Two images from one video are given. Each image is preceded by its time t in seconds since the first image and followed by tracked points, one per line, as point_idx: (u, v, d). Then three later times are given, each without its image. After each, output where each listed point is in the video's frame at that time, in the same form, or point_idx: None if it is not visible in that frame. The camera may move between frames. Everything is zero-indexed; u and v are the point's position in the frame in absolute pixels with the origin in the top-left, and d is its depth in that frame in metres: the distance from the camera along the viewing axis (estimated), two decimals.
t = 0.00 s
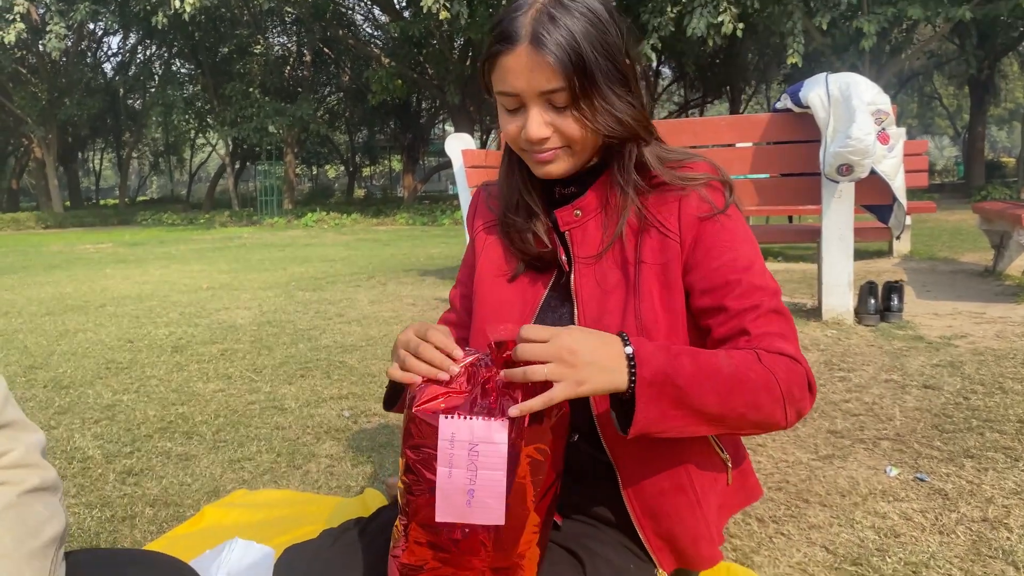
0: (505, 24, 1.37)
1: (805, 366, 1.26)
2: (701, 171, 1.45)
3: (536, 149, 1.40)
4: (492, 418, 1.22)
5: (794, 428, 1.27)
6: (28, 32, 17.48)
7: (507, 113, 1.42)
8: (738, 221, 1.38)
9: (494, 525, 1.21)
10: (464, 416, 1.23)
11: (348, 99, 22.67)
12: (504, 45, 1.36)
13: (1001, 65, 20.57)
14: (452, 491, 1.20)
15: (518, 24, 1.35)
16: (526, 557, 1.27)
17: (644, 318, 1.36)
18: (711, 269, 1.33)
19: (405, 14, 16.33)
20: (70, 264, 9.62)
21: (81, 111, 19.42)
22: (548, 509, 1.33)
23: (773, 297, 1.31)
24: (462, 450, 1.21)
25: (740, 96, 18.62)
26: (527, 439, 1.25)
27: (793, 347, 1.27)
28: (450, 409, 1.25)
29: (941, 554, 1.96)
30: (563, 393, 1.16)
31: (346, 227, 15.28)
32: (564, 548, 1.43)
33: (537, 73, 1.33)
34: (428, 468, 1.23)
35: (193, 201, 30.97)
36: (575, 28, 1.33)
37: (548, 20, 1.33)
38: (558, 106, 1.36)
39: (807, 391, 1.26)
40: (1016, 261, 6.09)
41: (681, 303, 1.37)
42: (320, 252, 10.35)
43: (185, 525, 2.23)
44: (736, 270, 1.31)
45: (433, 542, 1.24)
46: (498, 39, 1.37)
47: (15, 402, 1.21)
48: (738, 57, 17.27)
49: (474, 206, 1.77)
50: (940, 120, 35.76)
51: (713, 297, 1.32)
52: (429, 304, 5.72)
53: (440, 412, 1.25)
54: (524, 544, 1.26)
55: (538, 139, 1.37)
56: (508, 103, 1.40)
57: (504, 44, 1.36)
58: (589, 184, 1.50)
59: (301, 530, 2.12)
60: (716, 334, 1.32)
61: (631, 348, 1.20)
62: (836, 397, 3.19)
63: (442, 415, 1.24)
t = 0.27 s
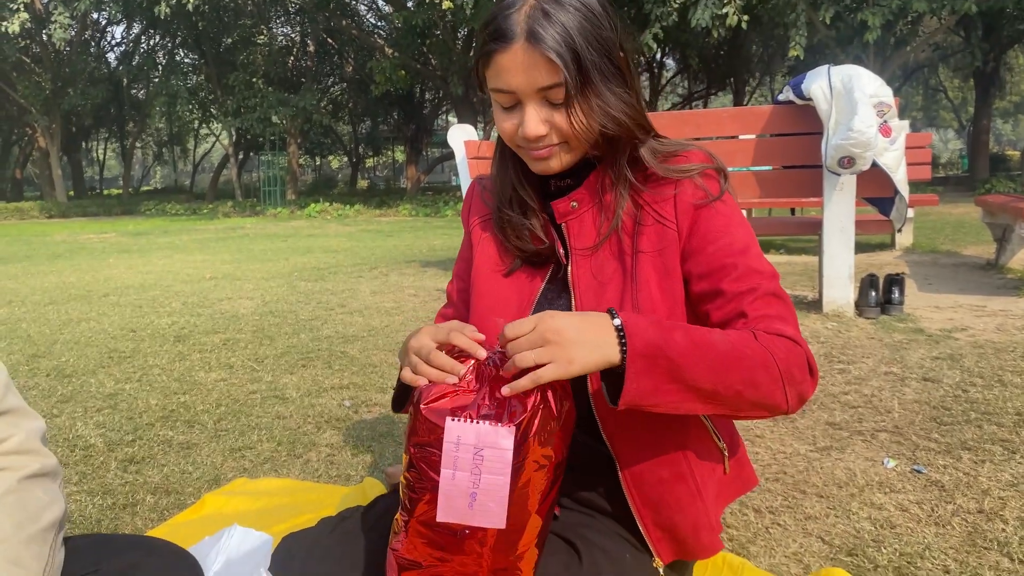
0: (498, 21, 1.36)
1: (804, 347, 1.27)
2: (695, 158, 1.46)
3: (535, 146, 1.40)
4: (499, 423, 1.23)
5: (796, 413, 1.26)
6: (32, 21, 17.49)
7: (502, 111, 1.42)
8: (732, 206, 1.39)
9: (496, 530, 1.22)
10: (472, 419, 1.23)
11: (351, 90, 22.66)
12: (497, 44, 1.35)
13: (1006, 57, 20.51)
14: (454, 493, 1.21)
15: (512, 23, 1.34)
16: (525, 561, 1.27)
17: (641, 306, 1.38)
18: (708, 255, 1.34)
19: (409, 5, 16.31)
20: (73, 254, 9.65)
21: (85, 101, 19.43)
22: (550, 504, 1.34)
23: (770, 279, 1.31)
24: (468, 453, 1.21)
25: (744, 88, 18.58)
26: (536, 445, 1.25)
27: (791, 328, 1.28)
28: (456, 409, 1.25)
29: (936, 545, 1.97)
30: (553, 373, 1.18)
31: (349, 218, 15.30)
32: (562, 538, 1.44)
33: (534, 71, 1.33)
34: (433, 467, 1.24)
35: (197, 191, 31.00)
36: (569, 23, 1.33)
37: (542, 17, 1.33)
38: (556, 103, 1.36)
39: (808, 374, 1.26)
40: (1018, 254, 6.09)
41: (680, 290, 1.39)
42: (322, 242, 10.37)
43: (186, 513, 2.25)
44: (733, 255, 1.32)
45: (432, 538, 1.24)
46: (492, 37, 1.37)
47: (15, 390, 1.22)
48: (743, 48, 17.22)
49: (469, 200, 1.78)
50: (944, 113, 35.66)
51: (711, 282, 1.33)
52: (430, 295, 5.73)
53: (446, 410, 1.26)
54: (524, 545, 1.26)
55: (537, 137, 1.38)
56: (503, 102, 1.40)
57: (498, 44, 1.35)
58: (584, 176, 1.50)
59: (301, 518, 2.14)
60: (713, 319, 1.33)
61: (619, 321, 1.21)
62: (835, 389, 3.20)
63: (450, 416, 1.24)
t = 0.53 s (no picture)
0: (504, 16, 1.36)
1: (804, 338, 1.27)
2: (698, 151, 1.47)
3: (539, 141, 1.41)
4: (504, 412, 1.24)
5: (796, 404, 1.27)
6: (36, 15, 17.49)
7: (508, 106, 1.43)
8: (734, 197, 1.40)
9: (500, 518, 1.23)
10: (478, 408, 1.24)
11: (354, 84, 22.65)
12: (503, 38, 1.36)
13: (1011, 52, 20.42)
14: (460, 481, 1.22)
15: (517, 17, 1.35)
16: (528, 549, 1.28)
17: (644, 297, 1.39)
18: (708, 246, 1.35)
19: None
20: (77, 247, 9.65)
21: (88, 95, 19.41)
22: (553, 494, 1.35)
23: (770, 271, 1.32)
24: (473, 441, 1.22)
25: (748, 82, 18.52)
26: (541, 433, 1.26)
27: (789, 319, 1.29)
28: (461, 399, 1.26)
29: (937, 535, 1.98)
30: (539, 361, 1.19)
31: (352, 212, 15.30)
32: (566, 525, 1.45)
33: (539, 67, 1.33)
34: (439, 456, 1.25)
35: (200, 185, 31.01)
36: (574, 18, 1.34)
37: (549, 12, 1.33)
38: (562, 98, 1.36)
39: (808, 365, 1.27)
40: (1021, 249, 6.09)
41: (682, 283, 1.40)
42: (325, 237, 10.37)
43: (191, 502, 2.26)
44: (732, 246, 1.33)
45: (437, 525, 1.25)
46: (497, 33, 1.37)
47: (25, 375, 1.24)
48: (747, 43, 17.17)
49: (474, 189, 1.79)
50: (948, 109, 35.57)
51: (711, 274, 1.35)
52: (434, 289, 5.74)
53: (452, 400, 1.27)
54: (528, 533, 1.27)
55: (543, 133, 1.38)
56: (509, 98, 1.41)
57: (503, 40, 1.36)
58: (587, 167, 1.51)
59: (306, 507, 2.15)
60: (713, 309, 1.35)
61: (610, 307, 1.22)
62: (838, 382, 3.21)
63: (456, 404, 1.25)
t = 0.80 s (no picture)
0: (508, 24, 1.39)
1: (800, 346, 1.29)
2: (697, 158, 1.48)
3: (541, 148, 1.44)
4: (503, 415, 1.26)
5: (791, 410, 1.29)
6: (40, 18, 17.57)
7: (510, 112, 1.45)
8: (733, 206, 1.42)
9: (498, 519, 1.25)
10: (479, 411, 1.26)
11: (357, 87, 22.72)
12: (506, 46, 1.38)
13: (1012, 55, 20.44)
14: (459, 482, 1.25)
15: (521, 25, 1.37)
16: (526, 551, 1.30)
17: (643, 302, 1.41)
18: (707, 253, 1.37)
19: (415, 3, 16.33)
20: (81, 249, 9.71)
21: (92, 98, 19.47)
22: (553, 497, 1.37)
23: (768, 279, 1.34)
24: (473, 443, 1.24)
25: (749, 86, 18.57)
26: (539, 436, 1.28)
27: (786, 327, 1.31)
28: (462, 401, 1.28)
29: (933, 538, 2.00)
30: (542, 362, 1.21)
31: (354, 215, 15.35)
32: (564, 529, 1.47)
33: (542, 75, 1.36)
34: (440, 457, 1.27)
35: (203, 187, 31.09)
36: (578, 26, 1.36)
37: (552, 19, 1.35)
38: (563, 106, 1.38)
39: (803, 373, 1.29)
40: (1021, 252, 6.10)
41: (680, 289, 1.42)
42: (328, 239, 10.41)
43: (194, 503, 2.28)
44: (730, 254, 1.36)
45: (436, 527, 1.27)
46: (501, 41, 1.39)
47: (34, 380, 1.26)
48: (747, 46, 17.22)
49: (475, 194, 1.81)
50: (950, 112, 35.58)
51: (709, 282, 1.37)
52: (435, 292, 5.77)
53: (453, 402, 1.29)
54: (526, 535, 1.29)
55: (544, 139, 1.41)
56: (511, 104, 1.43)
57: (507, 47, 1.38)
58: (587, 174, 1.53)
59: (308, 509, 2.18)
60: (711, 315, 1.37)
61: (613, 312, 1.23)
62: (836, 385, 3.23)
63: (456, 407, 1.27)
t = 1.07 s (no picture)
0: (513, 32, 1.39)
1: (801, 358, 1.29)
2: (698, 169, 1.48)
3: (543, 157, 1.43)
4: (503, 423, 1.26)
5: (791, 421, 1.29)
6: (44, 30, 17.64)
7: (513, 121, 1.45)
8: (733, 217, 1.42)
9: (498, 529, 1.24)
10: (479, 419, 1.26)
11: (359, 98, 22.80)
12: (511, 54, 1.38)
13: (1013, 67, 20.48)
14: (457, 490, 1.24)
15: (527, 34, 1.37)
16: (525, 560, 1.29)
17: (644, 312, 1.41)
18: (708, 263, 1.37)
19: (417, 14, 16.39)
20: (83, 260, 9.72)
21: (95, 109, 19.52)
22: (553, 508, 1.36)
23: (768, 291, 1.34)
24: (473, 451, 1.24)
25: (751, 97, 18.61)
26: (539, 445, 1.27)
27: (788, 339, 1.30)
28: (463, 409, 1.28)
29: (937, 551, 1.98)
30: (545, 369, 1.20)
31: (357, 225, 15.36)
32: (564, 540, 1.46)
33: (546, 85, 1.36)
34: (439, 466, 1.26)
35: (205, 198, 31.15)
36: (582, 36, 1.36)
37: (557, 28, 1.36)
38: (567, 115, 1.38)
39: (803, 385, 1.29)
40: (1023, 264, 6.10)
41: (681, 299, 1.42)
42: (330, 249, 10.41)
43: (194, 515, 2.28)
44: (732, 265, 1.35)
45: (435, 536, 1.27)
46: (506, 49, 1.40)
47: (33, 392, 1.26)
48: (749, 57, 17.27)
49: (477, 203, 1.81)
50: (951, 123, 35.63)
51: (710, 292, 1.37)
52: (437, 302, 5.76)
53: (454, 410, 1.29)
54: (526, 545, 1.28)
55: (547, 148, 1.41)
56: (515, 112, 1.43)
57: (512, 55, 1.38)
58: (589, 184, 1.53)
59: (308, 521, 2.17)
60: (712, 326, 1.36)
61: (619, 321, 1.23)
62: (838, 397, 3.22)
63: (457, 414, 1.27)
